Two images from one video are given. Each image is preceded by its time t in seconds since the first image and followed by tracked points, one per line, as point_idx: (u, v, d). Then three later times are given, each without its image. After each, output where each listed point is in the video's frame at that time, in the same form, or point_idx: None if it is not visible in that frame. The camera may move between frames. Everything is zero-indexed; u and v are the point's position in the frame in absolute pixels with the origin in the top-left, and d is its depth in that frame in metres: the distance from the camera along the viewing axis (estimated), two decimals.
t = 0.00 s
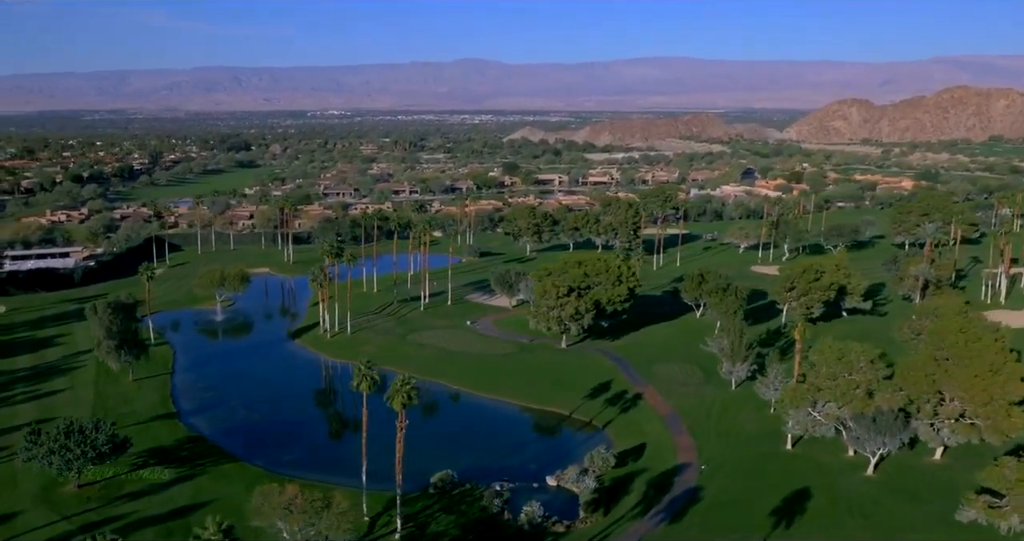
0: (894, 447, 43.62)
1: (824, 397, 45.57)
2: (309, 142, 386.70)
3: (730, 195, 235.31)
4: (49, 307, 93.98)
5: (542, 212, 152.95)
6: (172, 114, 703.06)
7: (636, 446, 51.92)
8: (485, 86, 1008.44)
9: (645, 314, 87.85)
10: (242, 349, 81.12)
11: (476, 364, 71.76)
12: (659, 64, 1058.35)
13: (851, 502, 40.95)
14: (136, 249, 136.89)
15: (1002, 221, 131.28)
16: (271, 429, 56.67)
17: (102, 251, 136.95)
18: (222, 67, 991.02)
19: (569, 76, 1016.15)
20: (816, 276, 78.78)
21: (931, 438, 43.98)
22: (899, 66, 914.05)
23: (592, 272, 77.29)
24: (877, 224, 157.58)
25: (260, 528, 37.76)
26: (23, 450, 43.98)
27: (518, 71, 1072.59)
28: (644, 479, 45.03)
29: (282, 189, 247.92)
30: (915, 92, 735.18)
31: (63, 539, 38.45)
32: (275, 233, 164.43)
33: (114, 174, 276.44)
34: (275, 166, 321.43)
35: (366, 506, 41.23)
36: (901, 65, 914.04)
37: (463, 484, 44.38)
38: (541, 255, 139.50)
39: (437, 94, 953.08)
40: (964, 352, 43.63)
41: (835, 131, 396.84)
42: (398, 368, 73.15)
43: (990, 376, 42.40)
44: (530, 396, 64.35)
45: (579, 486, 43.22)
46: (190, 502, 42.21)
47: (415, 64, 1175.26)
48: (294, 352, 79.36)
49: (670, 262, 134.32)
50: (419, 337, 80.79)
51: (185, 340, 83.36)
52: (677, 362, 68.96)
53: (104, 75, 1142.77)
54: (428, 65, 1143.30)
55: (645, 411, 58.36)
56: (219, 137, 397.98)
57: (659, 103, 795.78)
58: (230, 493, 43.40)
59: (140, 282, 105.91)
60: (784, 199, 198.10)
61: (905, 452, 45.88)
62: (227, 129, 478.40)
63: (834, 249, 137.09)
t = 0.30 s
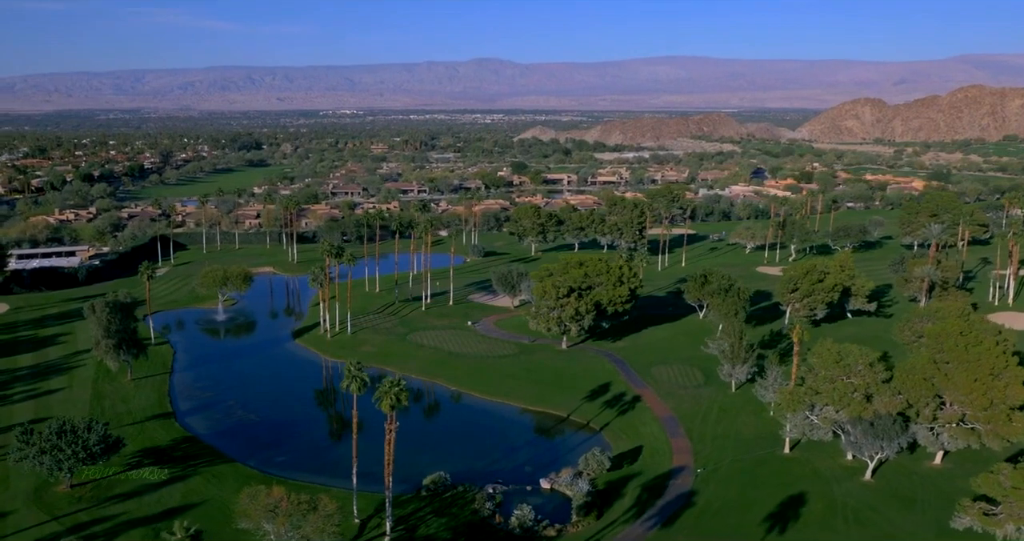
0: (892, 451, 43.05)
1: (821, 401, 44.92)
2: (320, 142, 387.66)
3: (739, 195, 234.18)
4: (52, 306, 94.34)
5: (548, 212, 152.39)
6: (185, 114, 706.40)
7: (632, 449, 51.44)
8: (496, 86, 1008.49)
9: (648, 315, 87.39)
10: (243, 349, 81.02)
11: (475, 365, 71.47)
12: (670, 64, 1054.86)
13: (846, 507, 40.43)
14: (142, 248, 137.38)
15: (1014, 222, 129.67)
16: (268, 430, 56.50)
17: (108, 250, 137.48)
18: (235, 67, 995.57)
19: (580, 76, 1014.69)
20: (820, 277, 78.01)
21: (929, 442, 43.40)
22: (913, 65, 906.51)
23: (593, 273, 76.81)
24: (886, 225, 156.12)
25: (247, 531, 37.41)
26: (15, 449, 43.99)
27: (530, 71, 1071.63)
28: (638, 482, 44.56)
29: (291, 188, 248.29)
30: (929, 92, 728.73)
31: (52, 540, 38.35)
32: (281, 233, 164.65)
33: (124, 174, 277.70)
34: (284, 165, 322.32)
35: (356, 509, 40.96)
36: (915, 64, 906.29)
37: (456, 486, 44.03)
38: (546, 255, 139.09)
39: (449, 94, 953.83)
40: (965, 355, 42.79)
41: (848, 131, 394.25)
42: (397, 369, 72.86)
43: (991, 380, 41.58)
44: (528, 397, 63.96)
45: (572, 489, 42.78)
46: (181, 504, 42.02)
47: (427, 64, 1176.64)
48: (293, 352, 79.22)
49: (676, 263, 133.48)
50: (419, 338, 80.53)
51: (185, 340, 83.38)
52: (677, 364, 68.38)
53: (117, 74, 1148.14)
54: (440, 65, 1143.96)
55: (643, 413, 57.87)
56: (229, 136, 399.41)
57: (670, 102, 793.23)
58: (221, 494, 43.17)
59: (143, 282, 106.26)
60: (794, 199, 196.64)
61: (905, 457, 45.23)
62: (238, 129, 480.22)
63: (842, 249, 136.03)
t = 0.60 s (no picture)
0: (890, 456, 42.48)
1: (818, 404, 44.36)
2: (331, 141, 388.72)
3: (748, 195, 233.02)
4: (56, 304, 94.65)
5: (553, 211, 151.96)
6: (199, 113, 709.75)
7: (629, 452, 51.02)
8: (508, 86, 1009.00)
9: (650, 316, 86.87)
10: (244, 349, 80.98)
11: (474, 366, 71.16)
12: (683, 63, 1050.49)
13: (842, 513, 39.89)
14: (147, 248, 137.84)
15: None
16: (264, 430, 56.37)
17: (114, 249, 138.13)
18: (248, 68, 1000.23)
19: (592, 76, 1013.66)
20: (823, 278, 77.30)
21: (928, 447, 42.85)
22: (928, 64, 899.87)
23: (594, 274, 76.39)
24: (896, 226, 154.75)
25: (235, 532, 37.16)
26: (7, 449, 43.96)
27: (542, 70, 1070.13)
28: (633, 486, 44.15)
29: (300, 187, 248.78)
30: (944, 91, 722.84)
31: None
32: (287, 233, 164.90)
33: (134, 172, 279.09)
34: (294, 164, 323.26)
35: (346, 511, 40.77)
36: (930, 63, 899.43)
37: (449, 489, 43.72)
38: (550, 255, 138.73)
39: (460, 94, 954.02)
40: (964, 358, 42.12)
41: (861, 131, 391.34)
42: (397, 370, 72.61)
43: (991, 384, 40.88)
44: (526, 399, 63.56)
45: (565, 492, 42.40)
46: (172, 505, 41.86)
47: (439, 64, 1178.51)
48: (293, 353, 79.07)
49: (681, 263, 132.74)
50: (420, 338, 80.28)
51: (185, 340, 83.42)
52: (677, 366, 67.82)
53: (131, 74, 1154.03)
54: (452, 65, 1145.27)
55: (641, 416, 57.37)
56: (240, 135, 400.65)
57: (682, 102, 791.09)
58: (213, 496, 42.97)
59: (147, 281, 106.59)
60: (803, 199, 195.28)
61: (904, 462, 44.62)
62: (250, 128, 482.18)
63: (850, 250, 134.98)
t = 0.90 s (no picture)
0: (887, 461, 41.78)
1: (815, 408, 43.67)
2: (343, 140, 389.49)
3: (759, 195, 231.65)
4: (60, 303, 94.93)
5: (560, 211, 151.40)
6: (214, 113, 713.98)
7: (624, 456, 50.52)
8: (522, 85, 1008.21)
9: (653, 316, 86.17)
10: (244, 348, 80.92)
11: (474, 367, 70.68)
12: (697, 63, 1046.20)
13: (837, 520, 39.23)
14: (153, 247, 138.42)
15: None
16: (258, 431, 56.16)
17: (120, 248, 138.81)
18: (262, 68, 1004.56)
19: (606, 76, 1011.51)
20: (826, 280, 76.41)
21: (926, 452, 42.15)
22: (946, 63, 891.58)
23: (595, 274, 75.98)
24: (906, 227, 153.18)
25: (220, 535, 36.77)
26: None
27: (556, 70, 1068.71)
28: (626, 490, 43.64)
29: (310, 187, 249.26)
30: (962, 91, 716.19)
31: None
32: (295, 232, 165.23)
33: (146, 171, 280.61)
34: (306, 163, 324.25)
35: (335, 513, 40.52)
36: (948, 62, 891.03)
37: (440, 492, 43.35)
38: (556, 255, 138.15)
39: (474, 94, 955.01)
40: (963, 362, 41.31)
41: (875, 131, 388.25)
42: (396, 370, 72.31)
43: (990, 390, 40.05)
44: (524, 401, 63.12)
45: (557, 496, 41.96)
46: (161, 506, 41.60)
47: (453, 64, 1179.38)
48: (293, 352, 78.95)
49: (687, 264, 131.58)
50: (420, 338, 79.99)
51: (186, 338, 83.37)
52: (678, 368, 67.21)
53: (148, 73, 1161.28)
54: (465, 64, 1145.83)
55: (639, 418, 56.86)
56: (253, 134, 402.13)
57: (696, 102, 788.20)
58: (202, 498, 42.67)
59: (151, 281, 107.00)
60: (813, 199, 193.81)
61: (903, 467, 43.95)
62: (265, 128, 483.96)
63: (859, 251, 133.66)
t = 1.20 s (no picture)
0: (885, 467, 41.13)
1: (812, 412, 43.10)
2: (355, 139, 390.09)
3: (769, 194, 230.42)
4: (63, 302, 95.26)
5: (565, 211, 150.82)
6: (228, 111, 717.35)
7: (620, 459, 50.08)
8: (534, 85, 1007.51)
9: (656, 317, 85.50)
10: (245, 347, 80.96)
11: (474, 368, 70.37)
12: (710, 62, 1042.03)
13: (831, 526, 38.66)
14: (158, 246, 138.83)
15: None
16: (253, 431, 56.11)
17: (126, 247, 139.25)
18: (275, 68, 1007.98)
19: (619, 76, 1009.51)
20: (830, 281, 75.59)
21: (925, 458, 41.51)
22: (962, 63, 884.64)
23: (595, 275, 75.50)
24: (916, 228, 151.77)
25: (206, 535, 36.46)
26: None
27: (569, 69, 1066.59)
28: (619, 493, 43.20)
29: (318, 186, 249.57)
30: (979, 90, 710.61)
31: None
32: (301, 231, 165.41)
33: (157, 171, 281.82)
34: (316, 162, 325.14)
35: (325, 515, 40.26)
36: (964, 62, 884.04)
37: (432, 494, 43.06)
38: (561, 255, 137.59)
39: (486, 94, 955.28)
40: (962, 366, 40.72)
41: (888, 131, 385.29)
42: (395, 370, 72.14)
43: (989, 393, 39.46)
44: (521, 403, 62.80)
45: (549, 499, 41.58)
46: (151, 506, 41.37)
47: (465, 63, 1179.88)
48: (293, 352, 78.84)
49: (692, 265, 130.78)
50: (420, 338, 79.72)
51: (186, 338, 83.50)
52: (678, 370, 66.63)
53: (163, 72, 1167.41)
54: (478, 64, 1146.17)
55: (636, 421, 56.37)
56: (265, 133, 403.56)
57: (709, 102, 785.56)
58: (192, 498, 42.36)
59: (155, 281, 107.24)
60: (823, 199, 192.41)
61: (901, 472, 43.30)
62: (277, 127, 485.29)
63: (867, 252, 132.34)
